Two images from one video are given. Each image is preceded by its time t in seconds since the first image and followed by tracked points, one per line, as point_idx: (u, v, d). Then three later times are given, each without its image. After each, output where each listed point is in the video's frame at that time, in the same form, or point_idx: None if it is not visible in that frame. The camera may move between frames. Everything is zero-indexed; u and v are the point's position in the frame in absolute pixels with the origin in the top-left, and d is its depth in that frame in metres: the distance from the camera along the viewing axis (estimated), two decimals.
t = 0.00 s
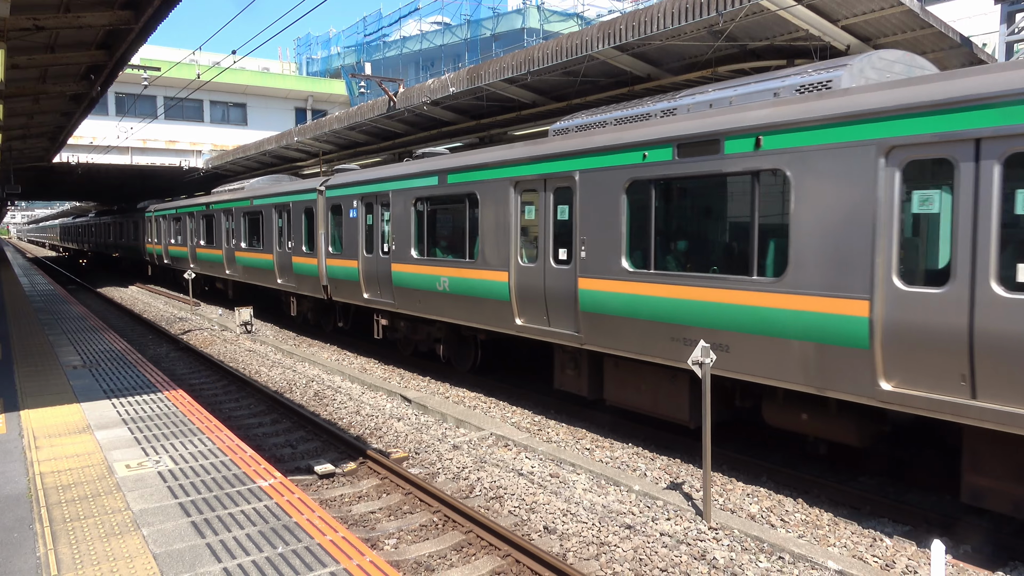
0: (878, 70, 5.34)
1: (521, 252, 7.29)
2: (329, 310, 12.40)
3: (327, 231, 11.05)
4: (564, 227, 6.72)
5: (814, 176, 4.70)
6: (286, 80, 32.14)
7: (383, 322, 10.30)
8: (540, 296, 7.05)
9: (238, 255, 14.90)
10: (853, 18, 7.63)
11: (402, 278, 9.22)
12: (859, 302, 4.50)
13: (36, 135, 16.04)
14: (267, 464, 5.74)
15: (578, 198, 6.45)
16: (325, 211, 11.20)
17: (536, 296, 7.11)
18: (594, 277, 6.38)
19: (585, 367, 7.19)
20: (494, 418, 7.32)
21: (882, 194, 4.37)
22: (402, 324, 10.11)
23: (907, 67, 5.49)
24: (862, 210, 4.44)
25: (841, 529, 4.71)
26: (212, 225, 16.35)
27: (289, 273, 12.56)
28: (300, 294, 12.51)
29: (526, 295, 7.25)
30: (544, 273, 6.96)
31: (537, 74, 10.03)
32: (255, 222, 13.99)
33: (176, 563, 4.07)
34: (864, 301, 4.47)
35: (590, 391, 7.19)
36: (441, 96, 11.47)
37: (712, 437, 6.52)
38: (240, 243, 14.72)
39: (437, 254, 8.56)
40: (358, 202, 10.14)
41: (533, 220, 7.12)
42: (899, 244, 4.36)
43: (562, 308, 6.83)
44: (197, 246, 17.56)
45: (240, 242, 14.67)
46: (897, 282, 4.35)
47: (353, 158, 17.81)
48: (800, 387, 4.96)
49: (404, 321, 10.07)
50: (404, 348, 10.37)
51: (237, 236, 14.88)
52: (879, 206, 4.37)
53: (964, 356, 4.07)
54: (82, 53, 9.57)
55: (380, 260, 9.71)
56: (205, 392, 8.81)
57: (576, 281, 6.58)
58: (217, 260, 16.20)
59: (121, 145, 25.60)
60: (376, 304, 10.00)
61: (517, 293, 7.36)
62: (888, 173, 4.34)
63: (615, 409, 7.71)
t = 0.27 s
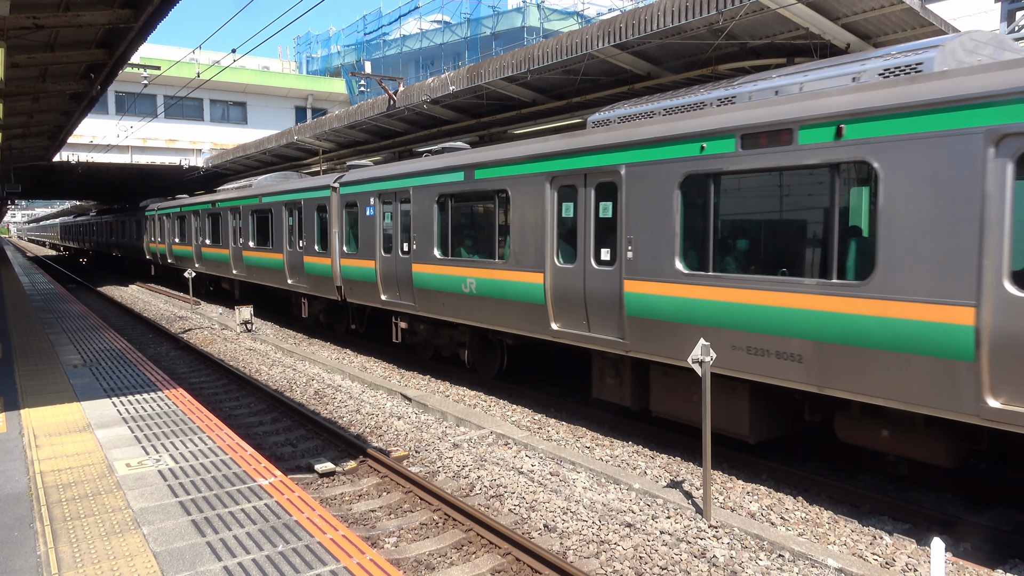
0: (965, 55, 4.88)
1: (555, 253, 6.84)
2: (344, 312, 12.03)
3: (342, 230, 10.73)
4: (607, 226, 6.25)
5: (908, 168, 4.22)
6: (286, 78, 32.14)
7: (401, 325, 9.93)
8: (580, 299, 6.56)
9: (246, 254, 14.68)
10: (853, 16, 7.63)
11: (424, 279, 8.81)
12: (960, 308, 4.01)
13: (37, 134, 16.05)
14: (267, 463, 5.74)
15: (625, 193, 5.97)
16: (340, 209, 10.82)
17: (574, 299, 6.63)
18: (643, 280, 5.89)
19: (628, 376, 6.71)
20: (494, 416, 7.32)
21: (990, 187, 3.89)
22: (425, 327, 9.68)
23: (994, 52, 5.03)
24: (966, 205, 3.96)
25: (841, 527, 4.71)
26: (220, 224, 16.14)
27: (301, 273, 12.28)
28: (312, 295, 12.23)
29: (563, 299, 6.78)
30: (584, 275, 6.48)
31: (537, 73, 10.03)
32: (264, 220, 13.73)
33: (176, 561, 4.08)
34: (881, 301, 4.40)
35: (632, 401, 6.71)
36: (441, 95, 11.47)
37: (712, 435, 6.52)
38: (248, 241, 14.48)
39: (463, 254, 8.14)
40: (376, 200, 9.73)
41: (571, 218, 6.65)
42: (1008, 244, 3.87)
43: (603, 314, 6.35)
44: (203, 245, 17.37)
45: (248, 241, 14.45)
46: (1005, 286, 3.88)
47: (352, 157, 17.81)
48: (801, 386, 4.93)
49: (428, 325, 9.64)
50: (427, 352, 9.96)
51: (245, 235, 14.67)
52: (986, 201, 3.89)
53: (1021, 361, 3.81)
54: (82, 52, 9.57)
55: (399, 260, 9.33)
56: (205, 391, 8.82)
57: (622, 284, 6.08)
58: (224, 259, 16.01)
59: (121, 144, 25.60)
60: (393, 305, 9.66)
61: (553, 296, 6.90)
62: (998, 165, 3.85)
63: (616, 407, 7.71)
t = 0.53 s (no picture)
0: None
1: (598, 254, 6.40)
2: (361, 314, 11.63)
3: (359, 229, 10.32)
4: (658, 225, 5.80)
5: None
6: (286, 77, 32.13)
7: (424, 328, 9.50)
8: (628, 304, 6.09)
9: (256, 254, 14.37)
10: (854, 14, 7.62)
11: (451, 280, 8.40)
12: None
13: (37, 133, 16.05)
14: (268, 462, 5.75)
15: (683, 189, 5.49)
16: (357, 208, 10.42)
17: (620, 304, 6.18)
18: (699, 283, 5.43)
19: (680, 388, 6.17)
20: (495, 415, 7.32)
21: None
22: (449, 330, 9.24)
23: None
24: None
25: (841, 526, 4.71)
26: (227, 223, 15.85)
27: (315, 273, 11.91)
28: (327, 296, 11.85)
29: (607, 303, 6.33)
30: (632, 278, 6.02)
31: (538, 71, 10.03)
32: (275, 219, 13.38)
33: (176, 560, 4.08)
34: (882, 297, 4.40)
35: (685, 414, 6.18)
36: (442, 93, 11.46)
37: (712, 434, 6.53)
38: (258, 241, 14.16)
39: (493, 254, 7.76)
40: (398, 197, 9.36)
41: (619, 216, 6.18)
42: None
43: (652, 320, 5.90)
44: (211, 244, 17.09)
45: (258, 240, 14.13)
46: None
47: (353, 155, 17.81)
48: (800, 384, 4.95)
49: (452, 328, 9.20)
50: (450, 355, 9.56)
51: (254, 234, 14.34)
52: None
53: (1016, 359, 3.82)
54: (82, 51, 9.57)
55: (422, 261, 8.97)
56: (206, 389, 8.82)
57: (677, 287, 5.61)
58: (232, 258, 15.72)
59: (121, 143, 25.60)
60: (415, 308, 9.29)
61: (596, 300, 6.44)
62: None
63: (616, 406, 7.71)
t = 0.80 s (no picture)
0: None
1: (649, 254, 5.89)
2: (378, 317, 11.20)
3: (378, 227, 9.89)
4: (722, 223, 5.31)
5: None
6: (286, 76, 32.13)
7: (449, 333, 9.06)
8: (688, 309, 5.58)
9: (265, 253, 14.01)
10: (854, 13, 7.62)
11: (481, 282, 7.93)
12: None
13: (38, 132, 16.05)
14: (268, 460, 5.75)
15: (755, 182, 5.00)
16: (376, 205, 9.97)
17: (676, 308, 5.69)
18: (773, 288, 4.95)
19: (745, 401, 5.67)
20: (495, 413, 7.32)
21: None
22: (476, 335, 8.83)
23: None
24: None
25: (842, 525, 4.70)
26: (236, 221, 15.51)
27: (330, 274, 11.50)
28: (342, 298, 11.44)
29: (660, 308, 5.84)
30: (692, 281, 5.52)
31: (538, 70, 10.02)
32: (286, 217, 12.98)
33: (177, 558, 4.08)
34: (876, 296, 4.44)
35: (749, 430, 5.67)
36: (442, 92, 11.45)
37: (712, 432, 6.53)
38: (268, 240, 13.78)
39: (527, 254, 7.31)
40: (420, 193, 8.91)
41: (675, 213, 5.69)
42: None
43: (715, 326, 5.41)
44: (218, 242, 16.77)
45: (268, 239, 13.76)
46: None
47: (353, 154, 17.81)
48: (801, 382, 4.95)
49: (479, 334, 8.79)
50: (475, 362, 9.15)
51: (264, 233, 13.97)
52: None
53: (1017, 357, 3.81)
54: (83, 49, 9.56)
55: (447, 261, 8.53)
56: (206, 388, 8.83)
57: (748, 291, 5.12)
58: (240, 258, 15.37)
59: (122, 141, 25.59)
60: (440, 311, 8.84)
61: (648, 305, 5.96)
62: None
63: (617, 404, 7.71)
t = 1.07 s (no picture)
0: None
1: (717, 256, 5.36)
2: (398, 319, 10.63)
3: (399, 225, 9.37)
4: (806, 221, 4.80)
5: None
6: (286, 74, 32.12)
7: (480, 339, 8.47)
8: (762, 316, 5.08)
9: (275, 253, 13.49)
10: (855, 11, 7.60)
11: (518, 285, 7.39)
12: None
13: (38, 131, 16.05)
14: (269, 459, 5.75)
15: (848, 176, 4.48)
16: (397, 201, 9.45)
17: (747, 315, 5.18)
18: (868, 294, 4.45)
19: (826, 419, 5.10)
20: (495, 412, 7.32)
21: None
22: (508, 341, 8.24)
23: None
24: None
25: (842, 523, 4.70)
26: (244, 220, 15.01)
27: (346, 275, 10.96)
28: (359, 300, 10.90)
29: (729, 314, 5.31)
30: (768, 285, 5.02)
31: (538, 68, 10.01)
32: (297, 215, 12.49)
33: (177, 557, 4.08)
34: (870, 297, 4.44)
35: (831, 451, 5.11)
36: (442, 91, 11.44)
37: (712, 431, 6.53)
38: (278, 239, 13.27)
39: (569, 255, 6.79)
40: (446, 189, 8.36)
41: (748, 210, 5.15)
42: None
43: (795, 336, 4.90)
44: (225, 242, 16.27)
45: (278, 238, 13.25)
46: None
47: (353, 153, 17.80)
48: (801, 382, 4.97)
49: (512, 340, 8.20)
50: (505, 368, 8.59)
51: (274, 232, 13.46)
52: None
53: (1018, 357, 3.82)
54: (83, 48, 9.55)
55: (478, 262, 7.99)
56: (206, 387, 8.83)
57: (838, 297, 4.61)
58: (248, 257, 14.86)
59: (122, 140, 25.56)
60: (469, 315, 8.30)
61: (714, 312, 5.43)
62: None
63: (617, 403, 7.72)
